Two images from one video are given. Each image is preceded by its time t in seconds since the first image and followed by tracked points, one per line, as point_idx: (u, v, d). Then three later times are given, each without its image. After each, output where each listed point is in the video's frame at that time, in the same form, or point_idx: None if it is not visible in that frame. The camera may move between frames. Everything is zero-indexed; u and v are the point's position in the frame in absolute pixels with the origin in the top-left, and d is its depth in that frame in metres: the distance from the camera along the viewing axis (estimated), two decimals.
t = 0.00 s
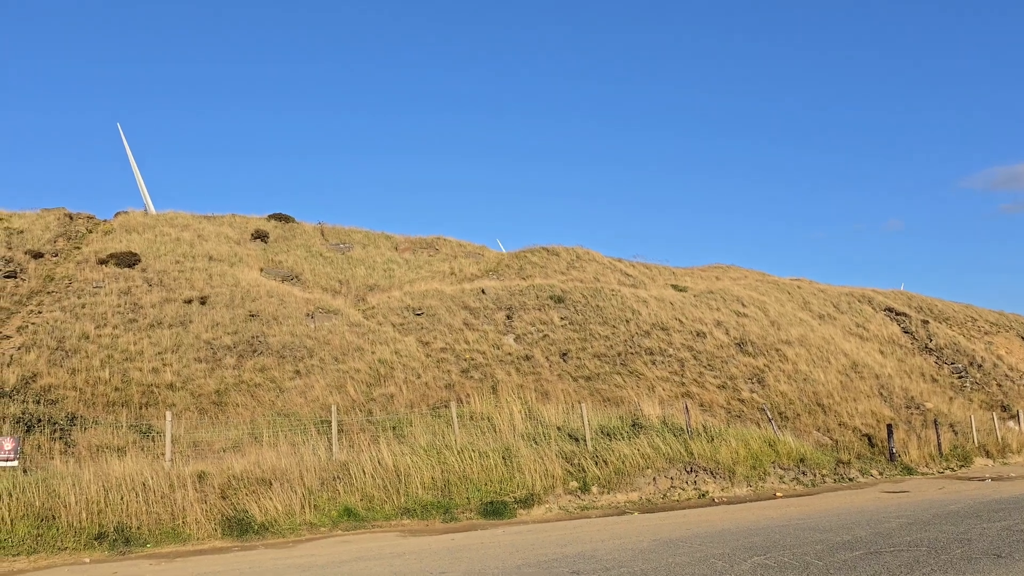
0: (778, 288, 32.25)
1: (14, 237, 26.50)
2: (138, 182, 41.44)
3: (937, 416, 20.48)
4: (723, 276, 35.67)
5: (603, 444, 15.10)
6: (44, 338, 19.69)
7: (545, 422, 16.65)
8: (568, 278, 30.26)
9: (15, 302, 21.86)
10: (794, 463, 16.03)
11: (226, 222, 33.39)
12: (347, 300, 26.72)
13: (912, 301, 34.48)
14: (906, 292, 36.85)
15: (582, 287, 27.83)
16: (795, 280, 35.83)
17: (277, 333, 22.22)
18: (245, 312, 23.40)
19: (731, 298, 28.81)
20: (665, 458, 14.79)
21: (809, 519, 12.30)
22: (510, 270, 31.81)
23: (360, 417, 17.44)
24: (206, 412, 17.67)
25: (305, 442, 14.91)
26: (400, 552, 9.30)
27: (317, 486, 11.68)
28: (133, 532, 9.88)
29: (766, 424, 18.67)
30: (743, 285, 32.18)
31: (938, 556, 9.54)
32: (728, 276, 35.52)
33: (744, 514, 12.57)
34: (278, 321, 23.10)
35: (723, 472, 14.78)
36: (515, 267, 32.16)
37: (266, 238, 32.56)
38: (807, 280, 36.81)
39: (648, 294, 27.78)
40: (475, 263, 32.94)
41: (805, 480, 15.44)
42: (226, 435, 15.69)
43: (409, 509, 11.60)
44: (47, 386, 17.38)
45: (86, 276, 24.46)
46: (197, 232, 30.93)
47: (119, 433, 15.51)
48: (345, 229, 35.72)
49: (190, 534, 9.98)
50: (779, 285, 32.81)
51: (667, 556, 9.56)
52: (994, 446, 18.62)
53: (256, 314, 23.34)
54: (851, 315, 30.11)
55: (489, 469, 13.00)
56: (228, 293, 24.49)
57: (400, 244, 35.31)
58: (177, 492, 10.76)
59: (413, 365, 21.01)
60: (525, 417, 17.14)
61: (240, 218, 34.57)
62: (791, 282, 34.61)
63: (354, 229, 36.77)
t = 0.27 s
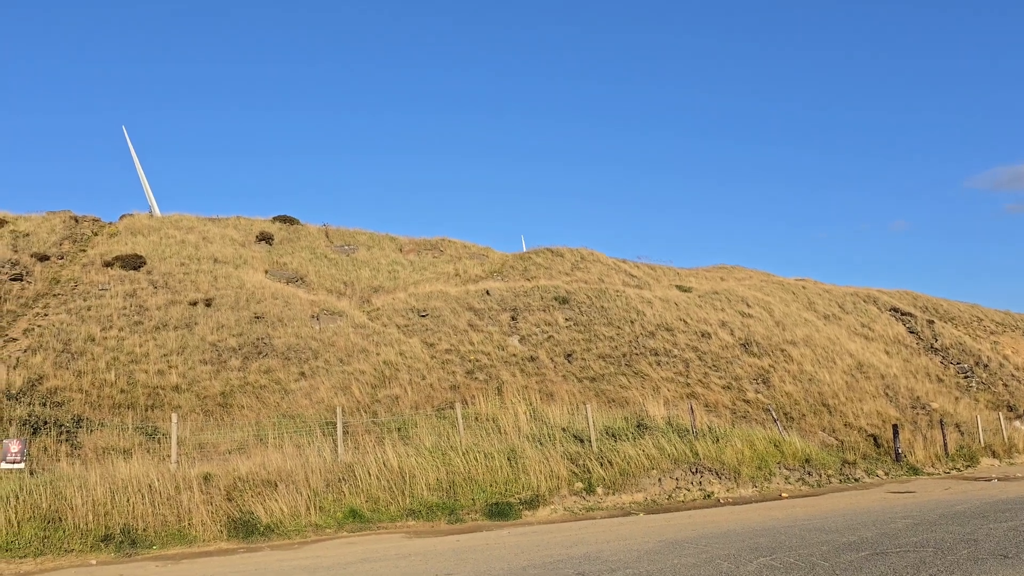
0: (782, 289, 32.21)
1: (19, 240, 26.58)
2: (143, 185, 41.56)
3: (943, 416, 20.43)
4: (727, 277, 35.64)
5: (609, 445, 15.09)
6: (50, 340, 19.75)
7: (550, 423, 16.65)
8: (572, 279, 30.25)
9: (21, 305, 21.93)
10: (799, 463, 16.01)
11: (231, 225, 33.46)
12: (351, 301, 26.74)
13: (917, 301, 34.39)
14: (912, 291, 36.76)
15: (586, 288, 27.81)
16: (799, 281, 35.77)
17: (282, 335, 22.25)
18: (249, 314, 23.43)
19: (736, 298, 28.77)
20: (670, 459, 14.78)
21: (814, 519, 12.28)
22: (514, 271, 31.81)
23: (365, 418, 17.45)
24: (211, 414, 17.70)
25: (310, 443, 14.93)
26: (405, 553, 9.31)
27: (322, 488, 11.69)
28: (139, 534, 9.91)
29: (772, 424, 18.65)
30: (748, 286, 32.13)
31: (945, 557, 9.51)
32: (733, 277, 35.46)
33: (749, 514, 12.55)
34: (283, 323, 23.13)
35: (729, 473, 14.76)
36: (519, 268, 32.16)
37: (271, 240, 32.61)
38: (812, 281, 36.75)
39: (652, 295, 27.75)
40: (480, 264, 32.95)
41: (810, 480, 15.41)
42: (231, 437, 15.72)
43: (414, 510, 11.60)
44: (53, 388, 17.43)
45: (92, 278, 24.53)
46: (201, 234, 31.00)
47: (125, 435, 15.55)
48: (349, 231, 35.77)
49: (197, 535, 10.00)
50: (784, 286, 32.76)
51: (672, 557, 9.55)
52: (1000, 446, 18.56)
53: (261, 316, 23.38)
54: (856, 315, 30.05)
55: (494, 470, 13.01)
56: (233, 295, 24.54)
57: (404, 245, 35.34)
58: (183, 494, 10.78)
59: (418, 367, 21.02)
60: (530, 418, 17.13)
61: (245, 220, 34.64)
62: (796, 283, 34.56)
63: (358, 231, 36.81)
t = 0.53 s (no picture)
0: (786, 288, 32.15)
1: (23, 241, 26.64)
2: (147, 185, 41.64)
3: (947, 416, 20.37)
4: (731, 276, 35.59)
5: (612, 445, 15.07)
6: (54, 341, 19.79)
7: (553, 423, 16.63)
8: (575, 279, 30.22)
9: (25, 306, 21.97)
10: (803, 463, 15.97)
11: (235, 225, 33.51)
12: (355, 302, 26.76)
13: (921, 300, 34.30)
14: (916, 291, 36.66)
15: (589, 288, 27.79)
16: (803, 280, 35.70)
17: (285, 335, 22.27)
18: (253, 314, 23.46)
19: (739, 298, 28.73)
20: (674, 459, 14.75)
21: (818, 519, 12.25)
22: (517, 271, 31.79)
23: (369, 419, 17.45)
24: (215, 414, 17.72)
25: (313, 444, 14.93)
26: (408, 553, 9.31)
27: (325, 488, 11.69)
28: (142, 534, 9.91)
29: (775, 424, 18.61)
30: (751, 285, 32.07)
31: (949, 556, 9.48)
32: (736, 277, 35.40)
33: (753, 514, 12.52)
34: (286, 323, 23.15)
35: (732, 473, 14.74)
36: (522, 268, 32.15)
37: (274, 240, 32.64)
38: (815, 280, 36.68)
39: (655, 295, 27.72)
40: (483, 264, 32.94)
41: (814, 480, 15.37)
42: (235, 437, 15.74)
43: (417, 510, 11.60)
44: (57, 388, 17.46)
45: (95, 278, 24.58)
46: (205, 234, 31.05)
47: (129, 435, 15.57)
48: (353, 231, 35.79)
49: (200, 535, 10.00)
50: (788, 285, 32.70)
51: (676, 557, 9.53)
52: (1005, 445, 18.50)
53: (265, 316, 23.40)
54: (860, 314, 29.98)
55: (498, 470, 13.00)
56: (236, 295, 24.57)
57: (407, 245, 35.35)
58: (186, 494, 10.79)
59: (421, 367, 21.02)
60: (533, 418, 17.12)
61: (249, 220, 34.68)
62: (800, 282, 34.50)
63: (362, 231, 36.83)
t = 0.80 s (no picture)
0: (788, 287, 32.08)
1: (26, 240, 26.67)
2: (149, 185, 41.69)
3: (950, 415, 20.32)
4: (733, 275, 35.53)
5: (613, 444, 15.04)
6: (55, 339, 19.80)
7: (554, 422, 16.60)
8: (577, 277, 30.19)
9: (27, 304, 21.99)
10: (805, 462, 15.94)
11: (236, 224, 33.53)
12: (356, 300, 26.76)
13: (924, 299, 34.21)
14: (919, 289, 36.57)
15: (591, 287, 27.76)
16: (806, 279, 35.63)
17: (287, 334, 22.26)
18: (255, 312, 23.46)
19: (741, 297, 28.68)
20: (675, 458, 14.72)
21: (820, 518, 12.21)
22: (519, 270, 31.77)
23: (369, 417, 17.44)
24: (216, 413, 17.71)
25: (314, 442, 14.91)
26: (409, 552, 9.29)
27: (326, 487, 11.68)
28: (143, 532, 9.91)
29: (777, 423, 18.57)
30: (753, 284, 32.01)
31: (950, 556, 9.44)
32: (738, 276, 35.32)
33: (754, 514, 12.48)
34: (288, 322, 23.15)
35: (733, 472, 14.70)
36: (523, 266, 32.13)
37: (276, 239, 32.65)
38: (818, 279, 36.62)
39: (657, 294, 27.69)
40: (484, 263, 32.91)
41: (816, 479, 15.33)
42: (236, 436, 15.73)
43: (418, 509, 11.57)
44: (59, 387, 17.47)
45: (97, 277, 24.60)
46: (207, 233, 31.07)
47: (130, 434, 15.58)
48: (354, 230, 35.79)
49: (200, 534, 10.00)
50: (790, 284, 32.64)
51: (676, 557, 9.49)
52: (1008, 445, 18.44)
53: (266, 315, 23.40)
54: (862, 313, 29.91)
55: (498, 469, 12.97)
56: (238, 294, 24.57)
57: (409, 244, 35.35)
58: (187, 492, 10.78)
59: (422, 366, 21.00)
60: (534, 417, 17.09)
61: (250, 219, 34.70)
62: (802, 281, 34.43)
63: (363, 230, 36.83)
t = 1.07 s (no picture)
0: (784, 286, 32.07)
1: (20, 237, 26.57)
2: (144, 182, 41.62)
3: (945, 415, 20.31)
4: (728, 274, 35.52)
5: (607, 442, 15.01)
6: (49, 337, 19.73)
7: (548, 420, 16.56)
8: (572, 276, 30.15)
9: (21, 302, 21.91)
10: (799, 461, 15.91)
11: (231, 221, 33.45)
12: (351, 298, 26.70)
13: (919, 298, 34.21)
14: (914, 289, 36.57)
15: (586, 285, 27.72)
16: (801, 278, 35.62)
17: (281, 331, 22.21)
18: (249, 310, 23.41)
19: (737, 296, 28.65)
20: (669, 457, 14.69)
21: (814, 517, 12.18)
22: (514, 268, 31.73)
23: (364, 415, 17.39)
24: (210, 411, 17.66)
25: (307, 440, 14.87)
26: (401, 550, 9.25)
27: (319, 485, 11.63)
28: (136, 530, 9.86)
29: (772, 422, 18.55)
30: (749, 283, 31.99)
31: (944, 555, 9.42)
32: (734, 274, 35.31)
33: (747, 513, 12.44)
34: (282, 320, 23.09)
35: (728, 471, 14.68)
36: (519, 265, 32.09)
37: (271, 236, 32.58)
38: (813, 278, 36.63)
39: (652, 292, 27.66)
40: (480, 261, 32.87)
41: (810, 478, 15.31)
42: (229, 433, 15.67)
43: (411, 507, 11.53)
44: (53, 384, 17.40)
45: (92, 274, 24.52)
46: (202, 231, 30.99)
47: (124, 431, 15.52)
48: (349, 228, 35.73)
49: (193, 531, 9.95)
50: (785, 283, 32.62)
51: (670, 555, 9.45)
52: (1003, 444, 18.43)
53: (261, 313, 23.34)
54: (858, 313, 29.90)
55: (492, 467, 12.93)
56: (232, 292, 24.50)
57: (404, 242, 35.30)
58: (180, 490, 10.72)
59: (417, 364, 20.95)
60: (528, 415, 17.05)
61: (245, 217, 34.62)
62: (797, 280, 34.43)
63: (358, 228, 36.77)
